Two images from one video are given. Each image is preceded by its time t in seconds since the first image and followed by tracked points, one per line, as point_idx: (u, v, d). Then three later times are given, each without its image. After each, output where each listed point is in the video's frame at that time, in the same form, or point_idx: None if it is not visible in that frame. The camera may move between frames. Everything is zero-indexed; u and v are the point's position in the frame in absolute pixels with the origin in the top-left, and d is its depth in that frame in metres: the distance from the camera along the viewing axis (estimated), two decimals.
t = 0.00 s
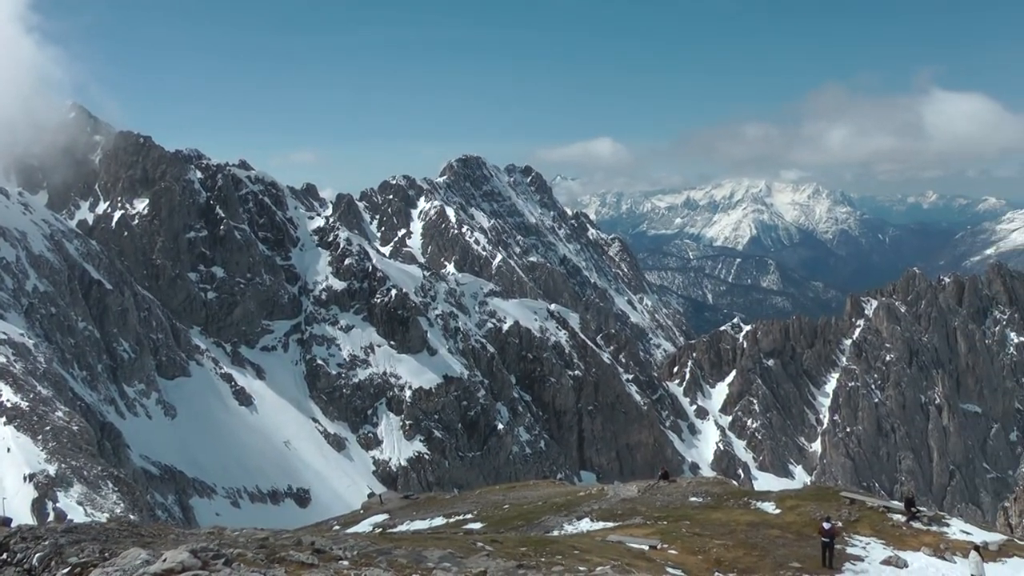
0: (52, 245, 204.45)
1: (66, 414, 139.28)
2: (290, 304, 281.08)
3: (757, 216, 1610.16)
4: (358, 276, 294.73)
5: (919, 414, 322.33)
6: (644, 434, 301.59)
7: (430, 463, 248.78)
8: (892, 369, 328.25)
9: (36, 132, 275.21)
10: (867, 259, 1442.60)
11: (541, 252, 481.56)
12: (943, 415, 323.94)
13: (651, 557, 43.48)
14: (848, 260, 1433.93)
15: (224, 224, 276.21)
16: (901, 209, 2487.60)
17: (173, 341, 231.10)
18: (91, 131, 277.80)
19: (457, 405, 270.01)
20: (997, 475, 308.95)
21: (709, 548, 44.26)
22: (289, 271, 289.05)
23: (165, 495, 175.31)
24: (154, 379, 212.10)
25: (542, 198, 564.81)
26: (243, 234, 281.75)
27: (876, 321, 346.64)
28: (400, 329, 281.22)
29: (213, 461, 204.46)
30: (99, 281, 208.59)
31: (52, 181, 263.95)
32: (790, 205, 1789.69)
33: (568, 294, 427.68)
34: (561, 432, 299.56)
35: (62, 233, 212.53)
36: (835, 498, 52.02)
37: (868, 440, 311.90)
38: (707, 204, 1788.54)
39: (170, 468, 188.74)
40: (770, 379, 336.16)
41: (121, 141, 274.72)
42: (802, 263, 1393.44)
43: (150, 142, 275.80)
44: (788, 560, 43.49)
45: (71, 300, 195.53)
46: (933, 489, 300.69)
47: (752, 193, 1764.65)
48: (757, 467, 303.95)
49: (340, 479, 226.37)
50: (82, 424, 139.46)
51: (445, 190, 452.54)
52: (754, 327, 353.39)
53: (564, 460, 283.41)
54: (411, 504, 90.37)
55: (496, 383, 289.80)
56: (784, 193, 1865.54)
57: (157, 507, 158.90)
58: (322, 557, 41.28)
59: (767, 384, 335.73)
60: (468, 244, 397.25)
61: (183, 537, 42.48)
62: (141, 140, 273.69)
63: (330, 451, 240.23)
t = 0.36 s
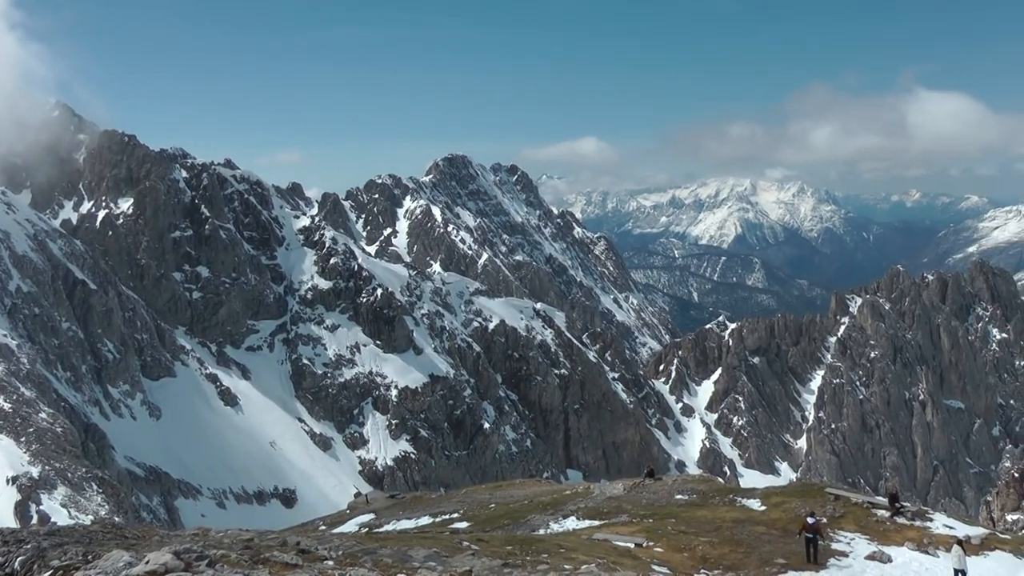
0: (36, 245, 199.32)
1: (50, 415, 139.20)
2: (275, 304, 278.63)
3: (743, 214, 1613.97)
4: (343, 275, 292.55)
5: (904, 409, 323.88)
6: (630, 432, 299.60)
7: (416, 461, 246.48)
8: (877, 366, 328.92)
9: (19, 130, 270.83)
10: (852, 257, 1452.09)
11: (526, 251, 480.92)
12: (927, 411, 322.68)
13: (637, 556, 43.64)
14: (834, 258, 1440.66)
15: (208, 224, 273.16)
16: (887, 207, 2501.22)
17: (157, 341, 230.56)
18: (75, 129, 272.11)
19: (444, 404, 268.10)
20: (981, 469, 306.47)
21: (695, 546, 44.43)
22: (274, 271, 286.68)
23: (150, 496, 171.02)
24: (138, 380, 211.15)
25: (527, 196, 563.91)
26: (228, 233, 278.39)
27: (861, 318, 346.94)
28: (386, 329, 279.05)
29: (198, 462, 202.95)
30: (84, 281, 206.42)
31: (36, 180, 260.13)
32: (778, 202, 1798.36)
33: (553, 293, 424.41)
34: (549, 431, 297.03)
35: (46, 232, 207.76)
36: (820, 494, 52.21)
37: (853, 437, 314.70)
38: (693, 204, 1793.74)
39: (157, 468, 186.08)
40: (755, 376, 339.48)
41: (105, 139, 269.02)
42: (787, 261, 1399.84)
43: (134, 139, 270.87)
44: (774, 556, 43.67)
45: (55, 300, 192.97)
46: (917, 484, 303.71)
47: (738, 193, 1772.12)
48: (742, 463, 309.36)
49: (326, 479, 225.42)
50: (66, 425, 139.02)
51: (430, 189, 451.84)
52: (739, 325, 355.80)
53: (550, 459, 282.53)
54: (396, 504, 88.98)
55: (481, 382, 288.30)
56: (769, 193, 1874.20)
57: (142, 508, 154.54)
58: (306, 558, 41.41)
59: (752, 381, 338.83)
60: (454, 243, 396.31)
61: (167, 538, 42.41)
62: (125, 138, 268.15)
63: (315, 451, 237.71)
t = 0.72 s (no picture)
0: (5, 244, 188.05)
1: (19, 416, 137.36)
2: (246, 304, 270.21)
3: (714, 214, 1615.45)
4: (315, 275, 283.43)
5: (875, 409, 325.37)
6: (602, 433, 291.56)
7: (388, 462, 240.57)
8: (848, 366, 328.80)
9: None
10: (823, 257, 1460.72)
11: (498, 251, 475.49)
12: (897, 409, 325.62)
13: (608, 555, 43.85)
14: (806, 258, 1445.21)
15: (180, 223, 263.41)
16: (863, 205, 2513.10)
17: (128, 342, 224.37)
18: (45, 127, 261.27)
19: (415, 404, 259.14)
20: (950, 467, 309.48)
21: (666, 545, 44.64)
22: (245, 271, 277.14)
23: (120, 498, 171.02)
24: (110, 381, 207.23)
25: (499, 196, 558.32)
26: (199, 232, 268.73)
27: (832, 318, 344.13)
28: (357, 328, 270.91)
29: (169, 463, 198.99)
30: (54, 280, 198.25)
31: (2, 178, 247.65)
32: (748, 202, 1804.89)
33: (526, 293, 418.14)
34: (520, 432, 288.76)
35: (15, 230, 195.71)
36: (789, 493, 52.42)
37: (824, 436, 312.51)
38: (664, 204, 1793.37)
39: (127, 470, 182.92)
40: (727, 376, 329.72)
41: (76, 137, 261.31)
42: (758, 262, 1402.35)
43: (105, 138, 263.40)
44: (744, 554, 43.84)
45: (24, 301, 185.10)
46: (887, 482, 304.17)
47: (709, 193, 1778.22)
48: (714, 462, 299.10)
49: (299, 479, 221.36)
50: (35, 427, 137.12)
51: (402, 189, 447.02)
52: (711, 324, 346.42)
53: (521, 459, 271.70)
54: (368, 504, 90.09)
55: (453, 382, 279.02)
56: (740, 194, 1879.07)
57: (113, 509, 156.83)
58: (276, 559, 41.48)
59: (723, 381, 329.19)
60: (426, 242, 391.90)
61: (136, 540, 42.41)
62: (95, 137, 260.85)
63: (287, 451, 232.77)
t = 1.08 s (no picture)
0: None
1: None
2: (219, 305, 263.61)
3: (686, 214, 1611.56)
4: (287, 276, 277.08)
5: (847, 406, 324.16)
6: (576, 432, 282.56)
7: (362, 462, 232.11)
8: (821, 363, 326.85)
9: None
10: (796, 255, 1465.93)
11: (471, 251, 468.27)
12: (869, 407, 323.79)
13: (581, 554, 43.95)
14: (781, 256, 1442.69)
15: (152, 224, 258.33)
16: (840, 202, 2513.91)
17: (100, 343, 217.96)
18: (15, 128, 253.20)
19: (389, 404, 251.23)
20: (922, 464, 307.47)
21: (638, 543, 44.68)
22: (217, 271, 271.72)
23: (94, 501, 167.09)
24: (82, 383, 202.21)
25: (471, 196, 553.98)
26: (172, 233, 263.54)
27: (803, 316, 342.76)
28: (330, 329, 263.54)
29: (141, 465, 193.44)
30: (25, 282, 194.41)
31: None
32: (720, 202, 1803.49)
33: (499, 293, 418.32)
34: (492, 432, 279.77)
35: None
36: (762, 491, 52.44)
37: (796, 433, 311.00)
38: (635, 203, 1786.06)
39: (101, 472, 179.96)
40: (699, 375, 327.19)
41: (47, 138, 254.61)
42: (731, 259, 1399.60)
43: (76, 139, 256.74)
44: (717, 552, 43.74)
45: None
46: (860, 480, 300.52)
47: (681, 193, 1781.03)
48: (687, 461, 295.10)
49: (273, 481, 214.58)
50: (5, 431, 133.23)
51: (374, 189, 443.67)
52: (683, 323, 344.04)
53: (495, 459, 262.82)
54: (342, 504, 90.72)
55: (426, 382, 269.95)
56: (712, 191, 1878.47)
57: (85, 512, 155.12)
58: (249, 560, 41.17)
59: (696, 379, 327.17)
60: (399, 242, 387.60)
61: (108, 544, 42.25)
62: (67, 137, 254.27)
63: (260, 453, 225.92)
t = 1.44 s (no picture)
0: None
1: None
2: (198, 305, 254.98)
3: (664, 213, 1608.51)
4: (267, 276, 268.56)
5: (826, 404, 320.10)
6: (556, 431, 277.04)
7: (342, 463, 228.07)
8: (799, 361, 325.17)
9: None
10: (774, 254, 1469.18)
11: (450, 251, 465.88)
12: (849, 404, 320.70)
13: (561, 553, 44.08)
14: (762, 254, 1441.37)
15: (130, 224, 248.94)
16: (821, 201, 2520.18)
17: (78, 345, 212.91)
18: None
19: (368, 405, 246.60)
20: (900, 460, 308.39)
21: (619, 542, 44.74)
22: (196, 272, 261.88)
23: (71, 504, 167.54)
24: (60, 386, 198.30)
25: (451, 195, 545.66)
26: (150, 234, 254.61)
27: (782, 314, 342.39)
28: (310, 329, 256.33)
29: (120, 468, 190.07)
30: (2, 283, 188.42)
31: None
32: (699, 202, 1804.15)
33: (478, 292, 417.36)
34: (472, 432, 274.00)
35: None
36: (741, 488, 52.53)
37: (776, 431, 307.25)
38: (614, 202, 1779.88)
39: (79, 475, 178.16)
40: (679, 373, 321.70)
41: (21, 137, 242.57)
42: (709, 258, 1393.33)
43: (53, 139, 244.22)
44: (696, 550, 43.86)
45: None
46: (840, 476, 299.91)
47: (658, 190, 1781.83)
48: (667, 459, 289.58)
49: (253, 482, 210.24)
50: None
51: (354, 189, 440.93)
52: (663, 321, 338.54)
53: (475, 458, 258.39)
54: (323, 504, 91.50)
55: (405, 382, 263.91)
56: (691, 189, 1877.64)
57: (65, 516, 155.82)
58: (227, 562, 40.82)
59: (676, 378, 321.23)
60: (377, 243, 385.90)
61: (86, 547, 42.07)
62: (44, 137, 241.76)
63: (239, 454, 219.77)
